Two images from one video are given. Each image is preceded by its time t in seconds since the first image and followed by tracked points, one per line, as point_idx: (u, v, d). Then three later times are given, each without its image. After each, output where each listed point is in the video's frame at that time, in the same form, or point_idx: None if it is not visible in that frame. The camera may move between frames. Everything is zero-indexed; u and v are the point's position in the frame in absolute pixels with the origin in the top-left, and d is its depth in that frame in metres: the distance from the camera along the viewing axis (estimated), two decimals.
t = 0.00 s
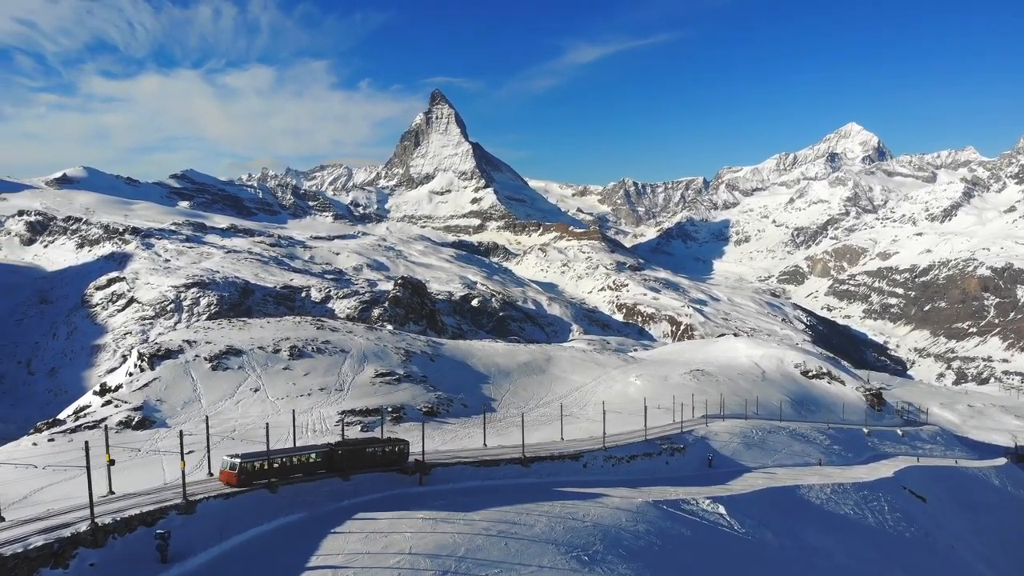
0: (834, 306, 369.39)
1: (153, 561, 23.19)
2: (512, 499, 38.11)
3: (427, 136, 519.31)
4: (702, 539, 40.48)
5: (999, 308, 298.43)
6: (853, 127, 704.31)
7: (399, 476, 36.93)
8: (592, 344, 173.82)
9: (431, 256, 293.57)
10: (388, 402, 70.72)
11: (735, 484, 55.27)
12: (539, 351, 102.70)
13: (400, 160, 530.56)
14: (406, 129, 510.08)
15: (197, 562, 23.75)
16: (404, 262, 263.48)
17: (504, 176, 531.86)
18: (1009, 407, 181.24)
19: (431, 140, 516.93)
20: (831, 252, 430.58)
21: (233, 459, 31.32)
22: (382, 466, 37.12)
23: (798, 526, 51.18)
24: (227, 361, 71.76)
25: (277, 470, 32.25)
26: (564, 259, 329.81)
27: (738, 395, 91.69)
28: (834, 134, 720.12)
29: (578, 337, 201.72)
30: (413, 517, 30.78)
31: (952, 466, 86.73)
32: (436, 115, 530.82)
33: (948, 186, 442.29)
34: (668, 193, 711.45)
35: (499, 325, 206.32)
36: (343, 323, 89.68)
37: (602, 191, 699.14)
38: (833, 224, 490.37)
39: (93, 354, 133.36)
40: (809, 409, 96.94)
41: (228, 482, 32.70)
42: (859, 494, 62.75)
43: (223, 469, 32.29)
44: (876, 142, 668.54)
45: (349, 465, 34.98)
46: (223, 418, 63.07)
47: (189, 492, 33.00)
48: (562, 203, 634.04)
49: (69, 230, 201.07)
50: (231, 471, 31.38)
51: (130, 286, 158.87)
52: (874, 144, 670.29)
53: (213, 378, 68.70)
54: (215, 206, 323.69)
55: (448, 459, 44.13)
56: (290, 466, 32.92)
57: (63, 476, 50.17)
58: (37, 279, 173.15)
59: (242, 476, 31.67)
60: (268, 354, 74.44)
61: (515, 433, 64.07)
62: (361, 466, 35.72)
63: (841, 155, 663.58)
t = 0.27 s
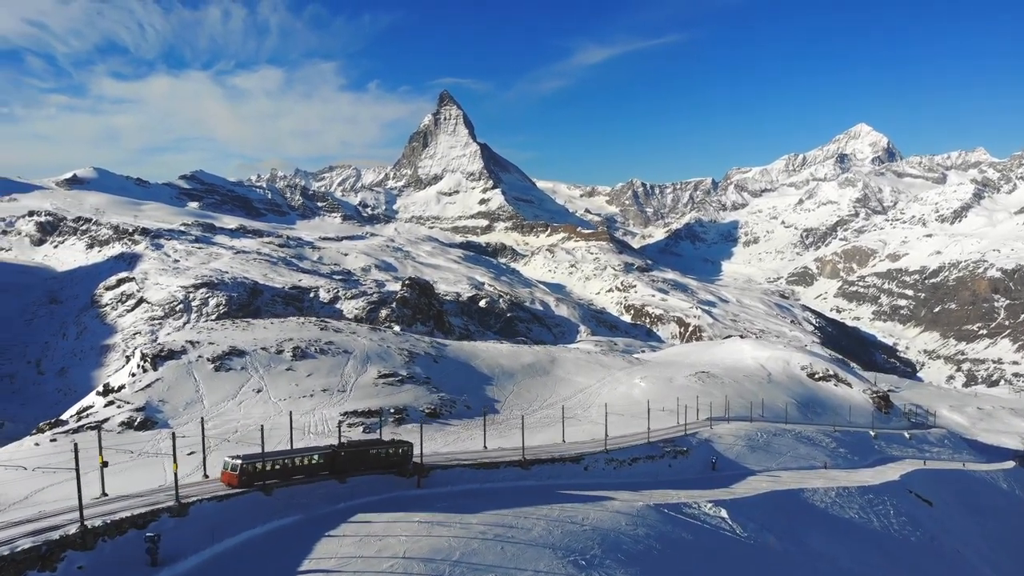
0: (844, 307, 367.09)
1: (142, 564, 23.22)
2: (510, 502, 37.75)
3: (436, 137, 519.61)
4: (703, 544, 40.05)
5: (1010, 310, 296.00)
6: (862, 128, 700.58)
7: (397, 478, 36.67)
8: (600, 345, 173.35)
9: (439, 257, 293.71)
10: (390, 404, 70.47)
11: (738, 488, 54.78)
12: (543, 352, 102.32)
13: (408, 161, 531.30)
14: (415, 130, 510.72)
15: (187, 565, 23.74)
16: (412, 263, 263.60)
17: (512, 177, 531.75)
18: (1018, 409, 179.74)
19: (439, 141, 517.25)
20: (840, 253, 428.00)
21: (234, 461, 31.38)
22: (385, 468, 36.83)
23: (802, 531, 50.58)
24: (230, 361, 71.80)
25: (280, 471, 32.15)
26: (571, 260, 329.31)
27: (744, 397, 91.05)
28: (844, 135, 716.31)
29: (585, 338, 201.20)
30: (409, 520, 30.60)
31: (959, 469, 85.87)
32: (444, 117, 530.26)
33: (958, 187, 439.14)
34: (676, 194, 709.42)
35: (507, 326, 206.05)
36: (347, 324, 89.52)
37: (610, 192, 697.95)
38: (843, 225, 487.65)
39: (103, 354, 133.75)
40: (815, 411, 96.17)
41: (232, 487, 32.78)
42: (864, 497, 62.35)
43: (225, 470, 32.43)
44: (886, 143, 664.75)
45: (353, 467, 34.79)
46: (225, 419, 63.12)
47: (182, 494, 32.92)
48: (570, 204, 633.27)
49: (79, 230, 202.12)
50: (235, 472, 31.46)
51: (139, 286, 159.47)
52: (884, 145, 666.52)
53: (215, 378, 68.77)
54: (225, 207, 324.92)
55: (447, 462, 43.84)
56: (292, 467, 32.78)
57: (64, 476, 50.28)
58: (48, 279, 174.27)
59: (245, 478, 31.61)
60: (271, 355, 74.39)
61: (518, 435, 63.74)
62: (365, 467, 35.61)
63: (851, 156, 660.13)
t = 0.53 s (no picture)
0: (851, 308, 365.28)
1: (126, 569, 23.45)
2: (504, 505, 37.45)
3: (442, 138, 519.79)
4: (701, 548, 39.64)
5: (1018, 311, 294.06)
6: (870, 128, 697.62)
7: (391, 481, 36.44)
8: (605, 346, 172.80)
9: (445, 258, 293.76)
10: (389, 405, 70.22)
11: (738, 491, 54.37)
12: (544, 354, 101.95)
13: (415, 162, 531.95)
14: (421, 131, 511.22)
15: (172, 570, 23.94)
16: (418, 263, 263.66)
17: (518, 178, 531.41)
18: None
19: (445, 142, 517.44)
20: (847, 254, 425.91)
21: (231, 463, 31.49)
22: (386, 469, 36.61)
23: (802, 535, 50.09)
24: (229, 362, 71.76)
25: (278, 473, 32.16)
26: (577, 261, 328.90)
27: (747, 399, 90.47)
28: (851, 136, 713.52)
29: (591, 340, 200.80)
30: (400, 523, 30.47)
31: (963, 472, 85.16)
32: (450, 118, 529.68)
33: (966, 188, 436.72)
34: (683, 195, 707.76)
35: (512, 327, 205.82)
36: (348, 325, 89.34)
37: (616, 193, 696.92)
38: (850, 226, 485.43)
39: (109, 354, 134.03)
40: (818, 413, 95.55)
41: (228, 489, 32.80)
42: (866, 501, 61.84)
43: (223, 471, 32.54)
44: (893, 144, 661.92)
45: (353, 468, 34.71)
46: (224, 420, 63.09)
47: (170, 497, 32.84)
48: (576, 205, 632.33)
49: (87, 231, 202.93)
50: (231, 474, 31.56)
51: (147, 287, 159.97)
52: (892, 146, 663.66)
53: (215, 379, 68.77)
54: (232, 208, 325.79)
55: (443, 464, 43.64)
56: (290, 469, 32.74)
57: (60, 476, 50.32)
58: (56, 280, 175.07)
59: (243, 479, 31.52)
60: (271, 355, 74.28)
61: (517, 437, 63.43)
62: (366, 468, 35.53)
63: (858, 156, 657.50)
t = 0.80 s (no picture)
0: (851, 310, 365.13)
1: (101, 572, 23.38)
2: (491, 508, 37.13)
3: (442, 140, 519.52)
4: (691, 551, 39.32)
5: (1017, 313, 293.97)
6: (869, 130, 697.75)
7: (378, 483, 36.21)
8: (604, 348, 172.43)
9: (445, 259, 293.44)
10: (383, 407, 69.93)
11: (731, 493, 54.08)
12: (540, 355, 101.68)
13: (415, 163, 531.70)
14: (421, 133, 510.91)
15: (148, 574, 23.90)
16: (418, 265, 263.32)
17: (518, 179, 531.35)
18: None
19: (445, 143, 517.05)
20: (847, 255, 425.64)
21: (221, 463, 31.56)
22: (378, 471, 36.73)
23: (796, 538, 49.76)
24: (222, 363, 71.44)
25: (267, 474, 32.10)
26: (577, 262, 328.54)
27: (742, 401, 90.24)
28: (851, 137, 713.83)
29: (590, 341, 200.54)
30: (385, 525, 30.19)
31: (959, 474, 84.93)
32: (450, 119, 529.06)
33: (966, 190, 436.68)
34: (683, 196, 707.91)
35: (513, 328, 205.58)
36: (342, 326, 88.95)
37: (616, 195, 696.83)
38: (850, 227, 485.35)
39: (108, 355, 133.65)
40: (814, 415, 95.25)
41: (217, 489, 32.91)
42: (860, 503, 61.54)
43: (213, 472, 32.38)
44: (893, 146, 662.15)
45: (347, 469, 34.76)
46: (215, 422, 62.90)
47: (151, 499, 32.69)
48: (576, 207, 632.02)
49: (87, 232, 202.69)
50: (221, 474, 31.63)
51: (146, 287, 159.70)
52: (892, 147, 663.93)
53: (207, 381, 68.49)
54: (231, 209, 325.49)
55: (432, 466, 43.40)
56: (281, 470, 32.54)
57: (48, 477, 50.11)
58: (55, 281, 174.89)
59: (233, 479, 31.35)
60: (263, 357, 73.93)
61: (510, 439, 63.15)
62: (357, 470, 35.52)
63: (858, 158, 657.61)
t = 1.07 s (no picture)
0: (851, 311, 364.89)
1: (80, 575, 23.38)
2: (481, 510, 36.87)
3: (442, 140, 519.22)
4: (682, 552, 39.11)
5: (1017, 314, 293.82)
6: (869, 131, 697.68)
7: (367, 484, 35.93)
8: (603, 348, 172.11)
9: (445, 260, 293.18)
10: (377, 407, 69.66)
11: (725, 494, 53.78)
12: (536, 356, 101.43)
13: (414, 164, 531.33)
14: (421, 133, 510.63)
15: None
16: (418, 265, 263.07)
17: (517, 180, 531.26)
18: None
19: (445, 144, 516.62)
20: (847, 256, 425.37)
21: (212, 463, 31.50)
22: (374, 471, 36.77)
23: (790, 540, 49.54)
24: (215, 364, 71.17)
25: (258, 474, 32.09)
26: (577, 263, 328.25)
27: (738, 402, 89.91)
28: (851, 138, 713.75)
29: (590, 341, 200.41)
30: (371, 528, 30.00)
31: (955, 474, 84.74)
32: (450, 120, 528.54)
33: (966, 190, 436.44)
34: (682, 197, 707.89)
35: (512, 329, 205.32)
36: (337, 326, 88.60)
37: (616, 195, 696.79)
38: (850, 228, 485.19)
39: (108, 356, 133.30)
40: (810, 416, 94.96)
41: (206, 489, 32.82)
42: (856, 504, 61.31)
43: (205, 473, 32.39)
44: (893, 146, 662.31)
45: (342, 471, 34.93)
46: (208, 423, 62.64)
47: (135, 500, 32.43)
48: (576, 207, 631.82)
49: (86, 232, 202.31)
50: (211, 476, 31.59)
51: (146, 288, 159.52)
52: (891, 148, 664.04)
53: (199, 382, 68.21)
54: (231, 210, 325.25)
55: (423, 467, 43.15)
56: (274, 470, 32.68)
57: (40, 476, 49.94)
58: (55, 282, 174.57)
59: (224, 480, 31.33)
60: (257, 358, 73.62)
61: (505, 439, 62.87)
62: (352, 471, 35.61)
63: (857, 159, 657.68)
